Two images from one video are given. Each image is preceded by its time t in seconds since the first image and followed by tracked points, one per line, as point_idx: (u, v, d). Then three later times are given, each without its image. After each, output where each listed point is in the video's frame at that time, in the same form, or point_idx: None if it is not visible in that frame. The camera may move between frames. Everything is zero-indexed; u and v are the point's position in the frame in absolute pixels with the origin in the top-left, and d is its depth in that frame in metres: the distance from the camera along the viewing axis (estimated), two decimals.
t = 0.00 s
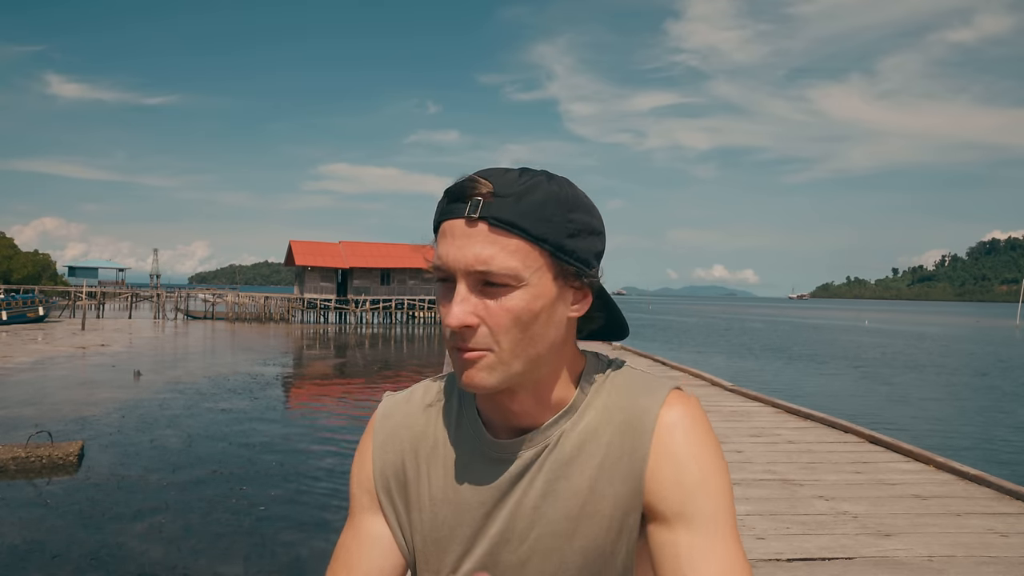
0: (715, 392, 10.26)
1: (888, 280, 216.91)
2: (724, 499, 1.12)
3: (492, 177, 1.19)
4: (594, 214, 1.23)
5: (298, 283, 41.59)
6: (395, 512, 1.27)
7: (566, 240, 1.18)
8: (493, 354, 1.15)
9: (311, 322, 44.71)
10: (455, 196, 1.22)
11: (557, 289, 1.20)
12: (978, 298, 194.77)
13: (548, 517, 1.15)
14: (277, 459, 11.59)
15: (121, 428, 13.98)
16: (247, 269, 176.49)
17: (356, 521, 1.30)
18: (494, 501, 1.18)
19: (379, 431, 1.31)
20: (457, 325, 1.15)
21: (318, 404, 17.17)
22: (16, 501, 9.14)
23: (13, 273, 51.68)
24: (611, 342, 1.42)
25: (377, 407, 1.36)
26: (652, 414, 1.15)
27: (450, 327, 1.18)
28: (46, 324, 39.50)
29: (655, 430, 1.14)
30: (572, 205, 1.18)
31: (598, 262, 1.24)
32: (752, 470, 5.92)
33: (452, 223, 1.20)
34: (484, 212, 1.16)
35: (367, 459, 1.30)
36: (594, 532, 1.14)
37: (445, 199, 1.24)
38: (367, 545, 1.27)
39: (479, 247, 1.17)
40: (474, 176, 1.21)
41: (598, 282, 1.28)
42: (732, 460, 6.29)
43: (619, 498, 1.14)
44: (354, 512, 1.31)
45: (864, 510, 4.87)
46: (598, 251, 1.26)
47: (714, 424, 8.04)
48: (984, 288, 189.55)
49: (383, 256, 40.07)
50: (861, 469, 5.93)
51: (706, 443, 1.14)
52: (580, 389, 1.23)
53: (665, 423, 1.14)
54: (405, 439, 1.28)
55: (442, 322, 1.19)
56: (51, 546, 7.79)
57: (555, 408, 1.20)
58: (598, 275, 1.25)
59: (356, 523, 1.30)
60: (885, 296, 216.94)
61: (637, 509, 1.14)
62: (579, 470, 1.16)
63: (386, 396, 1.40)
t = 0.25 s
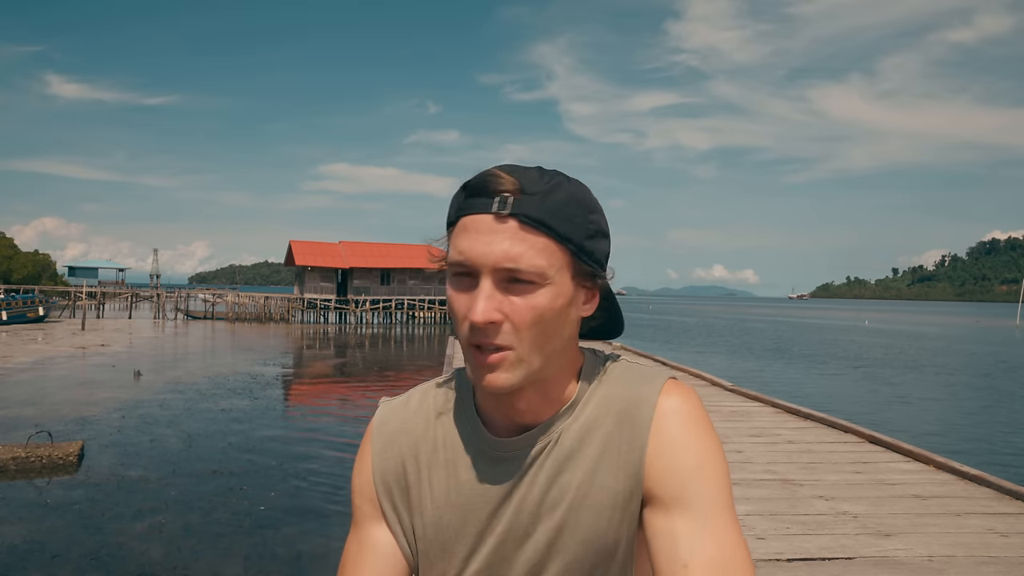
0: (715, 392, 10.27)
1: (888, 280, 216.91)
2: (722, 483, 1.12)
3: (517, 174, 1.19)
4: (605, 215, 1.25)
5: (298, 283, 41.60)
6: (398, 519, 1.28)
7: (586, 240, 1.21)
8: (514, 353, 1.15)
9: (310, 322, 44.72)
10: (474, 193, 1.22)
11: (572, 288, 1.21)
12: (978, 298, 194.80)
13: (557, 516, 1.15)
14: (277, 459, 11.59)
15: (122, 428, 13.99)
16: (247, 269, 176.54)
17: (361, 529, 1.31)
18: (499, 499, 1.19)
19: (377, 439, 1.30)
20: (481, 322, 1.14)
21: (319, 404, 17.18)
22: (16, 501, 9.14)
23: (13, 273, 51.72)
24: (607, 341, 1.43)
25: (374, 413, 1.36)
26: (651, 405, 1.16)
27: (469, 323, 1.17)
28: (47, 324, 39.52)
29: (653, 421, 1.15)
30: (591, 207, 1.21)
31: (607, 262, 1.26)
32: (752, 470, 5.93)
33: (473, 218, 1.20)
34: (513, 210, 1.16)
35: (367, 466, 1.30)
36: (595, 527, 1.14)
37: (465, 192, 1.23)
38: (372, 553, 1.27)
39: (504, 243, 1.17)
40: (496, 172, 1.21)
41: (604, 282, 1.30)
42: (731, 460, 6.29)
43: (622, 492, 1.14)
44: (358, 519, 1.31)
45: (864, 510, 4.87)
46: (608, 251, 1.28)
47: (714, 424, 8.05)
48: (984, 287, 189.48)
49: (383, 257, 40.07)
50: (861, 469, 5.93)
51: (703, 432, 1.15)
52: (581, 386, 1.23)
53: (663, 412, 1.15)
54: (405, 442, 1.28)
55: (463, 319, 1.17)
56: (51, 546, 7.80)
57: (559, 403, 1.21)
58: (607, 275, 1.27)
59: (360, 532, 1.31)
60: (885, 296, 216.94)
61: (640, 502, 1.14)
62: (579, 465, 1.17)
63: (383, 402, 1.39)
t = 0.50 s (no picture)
0: (715, 392, 10.27)
1: (888, 280, 216.89)
2: (717, 477, 1.13)
3: (553, 174, 1.22)
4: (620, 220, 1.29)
5: (298, 283, 41.60)
6: (403, 519, 1.27)
7: (611, 242, 1.24)
8: (542, 349, 1.15)
9: (310, 322, 44.71)
10: (506, 188, 1.23)
11: (594, 288, 1.23)
12: (978, 298, 194.85)
13: (556, 514, 1.15)
14: (277, 460, 11.59)
15: (122, 428, 13.99)
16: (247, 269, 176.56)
17: (368, 527, 1.30)
18: (505, 496, 1.19)
19: (381, 436, 1.30)
20: (516, 316, 1.15)
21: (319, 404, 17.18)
22: (16, 501, 9.14)
23: (13, 273, 51.73)
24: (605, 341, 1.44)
25: (377, 412, 1.35)
26: (648, 396, 1.17)
27: (496, 317, 1.18)
28: (47, 324, 39.50)
29: (651, 412, 1.15)
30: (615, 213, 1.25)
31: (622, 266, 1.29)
32: (752, 470, 5.93)
33: (507, 214, 1.20)
34: (554, 208, 1.18)
35: (371, 463, 1.30)
36: (593, 522, 1.14)
37: (496, 187, 1.24)
38: (380, 550, 1.28)
39: (540, 240, 1.18)
40: (531, 170, 1.23)
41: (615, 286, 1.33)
42: (731, 460, 6.30)
43: (620, 485, 1.14)
44: (363, 517, 1.31)
45: (864, 510, 4.87)
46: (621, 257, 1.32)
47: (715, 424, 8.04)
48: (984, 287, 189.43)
49: (383, 257, 40.08)
50: (861, 469, 5.93)
51: (702, 426, 1.16)
52: (587, 383, 1.24)
53: (661, 403, 1.16)
54: (412, 439, 1.27)
55: (491, 313, 1.17)
56: (51, 546, 7.80)
57: (565, 400, 1.21)
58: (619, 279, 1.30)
59: (366, 529, 1.30)
60: (885, 296, 216.93)
61: (638, 495, 1.14)
62: (580, 459, 1.17)
63: (384, 401, 1.39)
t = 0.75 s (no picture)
0: (715, 392, 10.27)
1: (888, 280, 216.89)
2: (704, 471, 1.10)
3: (578, 176, 1.23)
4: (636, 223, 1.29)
5: (298, 283, 41.59)
6: (407, 512, 1.29)
7: (628, 246, 1.24)
8: (554, 347, 1.15)
9: (310, 322, 44.70)
10: (532, 186, 1.23)
11: (607, 289, 1.23)
12: (978, 298, 194.89)
13: (545, 508, 1.15)
14: (277, 460, 11.59)
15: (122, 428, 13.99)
16: (247, 269, 176.53)
17: (381, 520, 1.33)
18: (502, 491, 1.19)
19: (385, 431, 1.31)
20: (532, 311, 1.15)
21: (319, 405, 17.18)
22: (16, 501, 9.14)
23: (13, 274, 51.69)
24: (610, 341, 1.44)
25: (382, 405, 1.36)
26: (635, 386, 1.16)
27: (508, 313, 1.18)
28: (47, 324, 39.49)
29: (637, 402, 1.14)
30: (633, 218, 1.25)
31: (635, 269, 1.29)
32: (752, 470, 5.93)
33: (532, 212, 1.21)
34: (579, 208, 1.19)
35: (374, 455, 1.31)
36: (581, 515, 1.13)
37: (523, 182, 1.25)
38: (393, 547, 1.30)
39: (560, 238, 1.18)
40: (557, 168, 1.24)
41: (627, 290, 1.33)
42: (731, 460, 6.30)
43: (611, 478, 1.13)
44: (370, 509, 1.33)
45: (864, 510, 4.87)
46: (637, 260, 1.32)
47: (714, 424, 8.05)
48: (984, 287, 189.37)
49: (383, 257, 40.07)
50: (861, 469, 5.93)
51: (691, 419, 1.14)
52: (590, 381, 1.23)
53: (646, 392, 1.14)
54: (415, 433, 1.28)
55: (504, 309, 1.18)
56: (50, 547, 7.80)
57: (566, 398, 1.20)
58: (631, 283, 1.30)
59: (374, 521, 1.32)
60: (885, 296, 216.92)
61: (627, 489, 1.13)
62: (572, 454, 1.17)
63: (392, 393, 1.40)
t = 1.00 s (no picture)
0: (715, 392, 10.27)
1: (888, 280, 216.88)
2: (708, 474, 1.10)
3: (570, 176, 1.22)
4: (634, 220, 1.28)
5: (298, 283, 41.59)
6: (411, 514, 1.29)
7: (624, 244, 1.24)
8: (555, 349, 1.15)
9: (310, 322, 44.70)
10: (523, 188, 1.24)
11: (605, 290, 1.23)
12: (978, 298, 194.88)
13: (549, 510, 1.15)
14: (277, 460, 11.59)
15: (122, 428, 13.98)
16: (247, 269, 176.44)
17: (383, 523, 1.34)
18: (507, 493, 1.19)
19: (388, 434, 1.32)
20: (530, 314, 1.15)
21: (319, 405, 17.18)
22: (16, 501, 9.13)
23: (13, 273, 51.68)
24: (612, 341, 1.44)
25: (385, 407, 1.36)
26: (642, 392, 1.16)
27: (507, 316, 1.18)
28: (46, 324, 39.46)
29: (644, 408, 1.15)
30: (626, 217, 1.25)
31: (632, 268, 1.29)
32: (752, 470, 5.93)
33: (526, 213, 1.21)
34: (573, 208, 1.18)
35: (378, 459, 1.32)
36: (586, 517, 1.13)
37: (515, 184, 1.24)
38: (395, 547, 1.32)
39: (555, 240, 1.18)
40: (548, 170, 1.24)
41: (625, 289, 1.33)
42: (731, 460, 6.30)
43: (615, 480, 1.14)
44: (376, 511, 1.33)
45: (864, 510, 4.87)
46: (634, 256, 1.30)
47: (715, 425, 8.05)
48: (983, 287, 189.39)
49: (383, 257, 40.06)
50: (861, 469, 5.93)
51: (696, 423, 1.14)
52: (592, 384, 1.23)
53: (654, 400, 1.15)
54: (417, 435, 1.28)
55: (503, 313, 1.18)
56: (50, 547, 7.80)
57: (570, 398, 1.20)
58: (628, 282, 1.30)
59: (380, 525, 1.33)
60: (885, 296, 216.90)
61: (631, 493, 1.13)
62: (575, 456, 1.17)
63: (394, 396, 1.40)
